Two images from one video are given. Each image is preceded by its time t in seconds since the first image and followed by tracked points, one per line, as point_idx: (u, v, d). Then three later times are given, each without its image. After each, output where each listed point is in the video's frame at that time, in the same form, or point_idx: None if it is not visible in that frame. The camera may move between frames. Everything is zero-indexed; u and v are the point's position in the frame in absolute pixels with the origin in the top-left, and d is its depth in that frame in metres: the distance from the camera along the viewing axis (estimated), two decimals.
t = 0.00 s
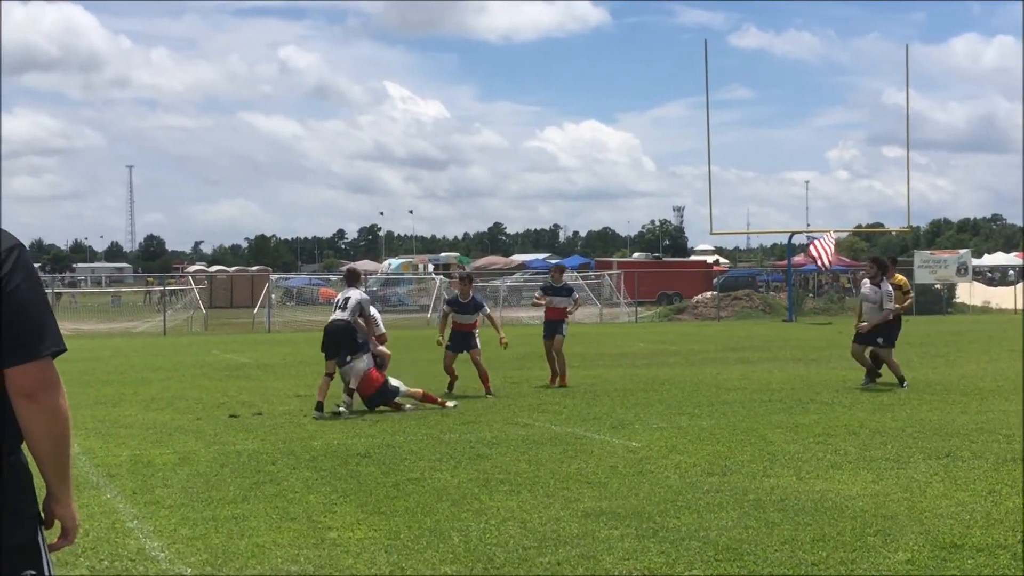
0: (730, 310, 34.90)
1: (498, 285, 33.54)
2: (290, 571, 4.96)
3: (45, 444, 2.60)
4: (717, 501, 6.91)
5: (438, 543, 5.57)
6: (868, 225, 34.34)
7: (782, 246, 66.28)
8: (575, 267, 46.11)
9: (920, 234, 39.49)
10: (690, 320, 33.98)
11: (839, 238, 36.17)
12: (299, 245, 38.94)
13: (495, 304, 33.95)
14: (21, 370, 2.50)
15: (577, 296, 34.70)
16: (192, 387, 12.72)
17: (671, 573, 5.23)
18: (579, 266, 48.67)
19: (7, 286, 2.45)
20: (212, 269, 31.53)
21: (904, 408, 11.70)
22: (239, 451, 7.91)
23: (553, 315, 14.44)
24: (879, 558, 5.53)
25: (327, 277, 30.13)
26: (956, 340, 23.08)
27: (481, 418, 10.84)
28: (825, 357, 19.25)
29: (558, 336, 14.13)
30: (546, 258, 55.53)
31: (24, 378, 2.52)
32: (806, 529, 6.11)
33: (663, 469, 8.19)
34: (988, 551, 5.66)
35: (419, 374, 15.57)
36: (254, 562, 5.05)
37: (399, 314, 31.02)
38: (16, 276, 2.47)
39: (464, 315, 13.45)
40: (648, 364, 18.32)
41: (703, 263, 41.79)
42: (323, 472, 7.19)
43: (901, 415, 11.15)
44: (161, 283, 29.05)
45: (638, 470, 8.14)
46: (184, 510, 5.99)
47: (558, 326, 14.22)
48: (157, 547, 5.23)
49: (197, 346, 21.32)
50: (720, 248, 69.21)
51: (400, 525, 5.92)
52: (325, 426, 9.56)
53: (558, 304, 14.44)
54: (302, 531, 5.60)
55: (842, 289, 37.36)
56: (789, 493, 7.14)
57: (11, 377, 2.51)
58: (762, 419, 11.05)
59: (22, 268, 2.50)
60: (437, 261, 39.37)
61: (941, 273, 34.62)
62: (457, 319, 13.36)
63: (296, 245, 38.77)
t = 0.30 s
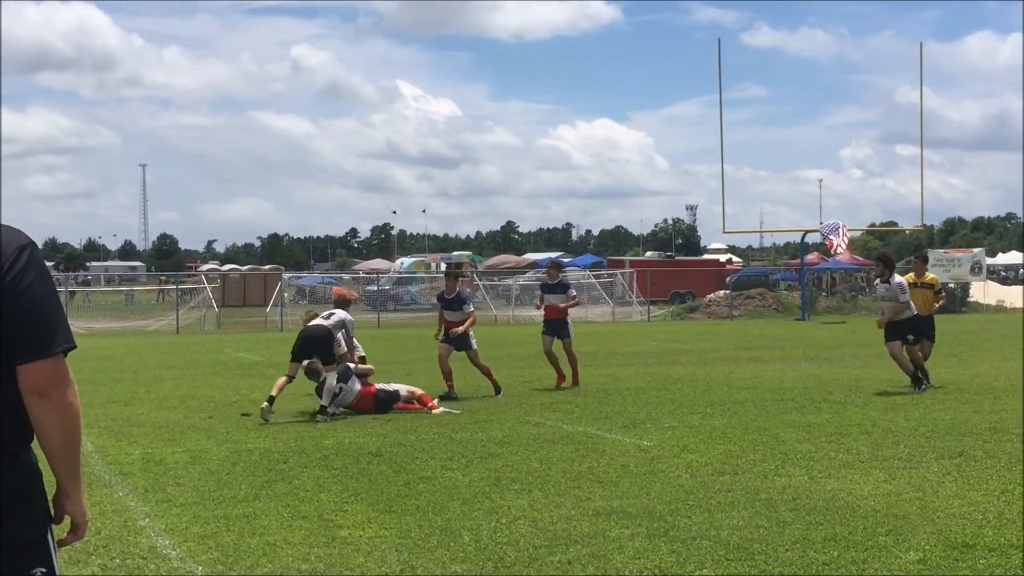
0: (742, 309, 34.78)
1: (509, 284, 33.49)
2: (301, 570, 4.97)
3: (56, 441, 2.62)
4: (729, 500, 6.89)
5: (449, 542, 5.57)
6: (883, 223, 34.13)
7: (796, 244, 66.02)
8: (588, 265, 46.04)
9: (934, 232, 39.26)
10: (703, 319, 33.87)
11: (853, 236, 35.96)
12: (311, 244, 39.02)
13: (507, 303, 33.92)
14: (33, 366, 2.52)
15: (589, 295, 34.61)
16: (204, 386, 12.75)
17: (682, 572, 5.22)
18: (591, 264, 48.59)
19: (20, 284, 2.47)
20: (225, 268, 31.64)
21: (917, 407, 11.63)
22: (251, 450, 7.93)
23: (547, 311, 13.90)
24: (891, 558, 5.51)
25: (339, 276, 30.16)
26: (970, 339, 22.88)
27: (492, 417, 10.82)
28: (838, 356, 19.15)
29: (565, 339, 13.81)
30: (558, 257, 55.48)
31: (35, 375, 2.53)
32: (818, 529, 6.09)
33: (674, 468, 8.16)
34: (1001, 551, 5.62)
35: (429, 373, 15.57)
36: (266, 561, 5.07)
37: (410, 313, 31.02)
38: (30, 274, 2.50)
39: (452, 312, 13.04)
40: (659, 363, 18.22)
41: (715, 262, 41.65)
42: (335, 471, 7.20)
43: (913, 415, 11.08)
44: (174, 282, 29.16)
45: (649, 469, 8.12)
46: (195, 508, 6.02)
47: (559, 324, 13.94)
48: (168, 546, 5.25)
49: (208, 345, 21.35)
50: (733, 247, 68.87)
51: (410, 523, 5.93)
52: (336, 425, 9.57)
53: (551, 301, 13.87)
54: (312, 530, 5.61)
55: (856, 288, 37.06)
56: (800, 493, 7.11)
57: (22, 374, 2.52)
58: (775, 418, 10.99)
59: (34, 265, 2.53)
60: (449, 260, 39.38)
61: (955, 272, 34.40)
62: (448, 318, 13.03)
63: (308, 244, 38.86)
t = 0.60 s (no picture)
0: (754, 308, 34.67)
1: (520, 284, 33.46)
2: (310, 568, 4.98)
3: (66, 437, 2.63)
4: (739, 499, 6.89)
5: (459, 541, 5.58)
6: (895, 223, 33.94)
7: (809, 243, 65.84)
8: (599, 265, 45.96)
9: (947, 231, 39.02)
10: (714, 318, 33.77)
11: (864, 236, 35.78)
12: (323, 243, 39.14)
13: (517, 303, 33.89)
14: (45, 363, 2.53)
15: (600, 294, 34.55)
16: (215, 384, 12.81)
17: (694, 572, 5.21)
18: (602, 263, 48.56)
19: (33, 281, 2.49)
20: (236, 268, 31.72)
21: (929, 406, 11.57)
22: (262, 448, 7.96)
23: (541, 314, 13.89)
24: (902, 557, 5.49)
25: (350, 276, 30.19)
26: (983, 339, 22.72)
27: (502, 416, 10.81)
28: (850, 355, 19.08)
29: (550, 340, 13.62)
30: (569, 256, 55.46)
31: (48, 372, 2.54)
32: (828, 527, 6.08)
33: (685, 467, 8.17)
34: (1013, 550, 5.59)
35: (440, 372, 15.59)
36: (275, 559, 5.08)
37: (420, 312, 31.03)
38: (42, 271, 2.52)
39: (426, 315, 12.48)
40: (670, 362, 18.17)
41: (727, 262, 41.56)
42: (345, 469, 7.22)
43: (925, 414, 11.01)
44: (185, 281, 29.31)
45: (659, 468, 8.12)
46: (206, 506, 6.04)
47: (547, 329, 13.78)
48: (179, 543, 5.28)
49: (218, 344, 21.37)
50: (744, 245, 68.59)
51: (421, 522, 5.94)
52: (345, 424, 9.58)
53: (544, 302, 13.84)
54: (324, 528, 5.63)
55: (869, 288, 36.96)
56: (810, 492, 7.09)
57: (34, 371, 2.53)
58: (786, 418, 10.94)
59: (46, 262, 2.55)
60: (461, 259, 39.42)
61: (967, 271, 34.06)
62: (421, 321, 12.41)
63: (319, 243, 38.97)
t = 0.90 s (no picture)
0: (763, 308, 34.60)
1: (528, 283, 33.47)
2: (320, 569, 4.99)
3: (76, 438, 2.64)
4: (747, 499, 6.89)
5: (467, 541, 5.59)
6: (903, 222, 33.82)
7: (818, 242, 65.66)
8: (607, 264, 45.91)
9: (957, 231, 38.86)
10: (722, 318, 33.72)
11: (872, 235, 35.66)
12: (331, 243, 39.21)
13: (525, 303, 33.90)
14: (55, 365, 2.54)
15: (608, 294, 34.52)
16: (223, 384, 12.85)
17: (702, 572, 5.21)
18: (610, 262, 48.53)
19: (42, 284, 2.51)
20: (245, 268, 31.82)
21: (938, 407, 11.53)
22: (271, 448, 7.98)
23: (523, 316, 13.76)
24: (910, 558, 5.48)
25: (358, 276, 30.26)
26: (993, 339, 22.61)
27: (511, 416, 10.85)
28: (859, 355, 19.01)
29: (526, 340, 13.41)
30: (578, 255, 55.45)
31: (58, 373, 2.55)
32: (836, 528, 6.07)
33: (693, 467, 8.18)
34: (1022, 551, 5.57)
35: (447, 373, 15.60)
36: (284, 559, 5.10)
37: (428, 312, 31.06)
38: (52, 273, 2.54)
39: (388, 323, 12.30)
40: (677, 362, 18.15)
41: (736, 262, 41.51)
42: (354, 470, 7.24)
43: (934, 415, 10.99)
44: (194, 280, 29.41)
45: (668, 468, 8.12)
46: (215, 506, 6.06)
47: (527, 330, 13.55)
48: (188, 544, 5.30)
49: (227, 343, 21.43)
50: (753, 245, 68.44)
51: (430, 522, 5.95)
52: (354, 423, 9.63)
53: (526, 303, 13.67)
54: (333, 529, 5.65)
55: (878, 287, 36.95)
56: (819, 493, 7.08)
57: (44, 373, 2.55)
58: (793, 418, 10.94)
59: (56, 265, 2.56)
60: (468, 259, 39.45)
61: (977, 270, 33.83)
62: (383, 329, 12.20)
63: (327, 243, 39.05)
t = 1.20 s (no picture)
0: (770, 307, 34.50)
1: (535, 282, 33.43)
2: (326, 567, 4.99)
3: (80, 437, 2.64)
4: (754, 498, 6.88)
5: (474, 541, 5.58)
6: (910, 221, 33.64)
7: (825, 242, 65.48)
8: (614, 263, 46.01)
9: (965, 230, 38.64)
10: (729, 317, 33.63)
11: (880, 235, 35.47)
12: (337, 243, 39.21)
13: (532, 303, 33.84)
14: (60, 366, 2.55)
15: (615, 293, 34.48)
16: (229, 384, 12.85)
17: (710, 573, 5.19)
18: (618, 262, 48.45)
19: (47, 284, 2.51)
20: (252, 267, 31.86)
21: (946, 406, 11.49)
22: (278, 447, 7.98)
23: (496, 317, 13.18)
24: (919, 557, 5.46)
25: (365, 275, 30.26)
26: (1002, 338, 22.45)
27: (518, 415, 10.85)
28: (867, 355, 18.92)
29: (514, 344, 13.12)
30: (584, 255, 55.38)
31: (63, 374, 2.55)
32: (843, 527, 6.05)
33: (700, 466, 8.17)
34: None
35: (454, 373, 15.55)
36: (291, 559, 5.10)
37: (434, 311, 31.03)
38: (57, 273, 2.54)
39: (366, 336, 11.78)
40: (684, 362, 18.10)
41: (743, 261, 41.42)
42: (361, 469, 7.26)
43: (941, 414, 10.95)
44: (201, 279, 29.44)
45: (674, 467, 8.11)
46: (222, 506, 6.06)
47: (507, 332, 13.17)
48: (196, 543, 5.30)
49: (234, 343, 21.44)
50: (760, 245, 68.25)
51: (436, 521, 5.95)
52: (360, 423, 9.62)
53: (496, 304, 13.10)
54: (339, 528, 5.65)
55: (885, 286, 36.87)
56: (826, 492, 7.07)
57: (49, 373, 2.55)
58: (801, 417, 10.92)
59: (61, 265, 2.57)
60: (475, 258, 39.42)
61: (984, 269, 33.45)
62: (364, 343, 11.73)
63: (334, 242, 39.06)
